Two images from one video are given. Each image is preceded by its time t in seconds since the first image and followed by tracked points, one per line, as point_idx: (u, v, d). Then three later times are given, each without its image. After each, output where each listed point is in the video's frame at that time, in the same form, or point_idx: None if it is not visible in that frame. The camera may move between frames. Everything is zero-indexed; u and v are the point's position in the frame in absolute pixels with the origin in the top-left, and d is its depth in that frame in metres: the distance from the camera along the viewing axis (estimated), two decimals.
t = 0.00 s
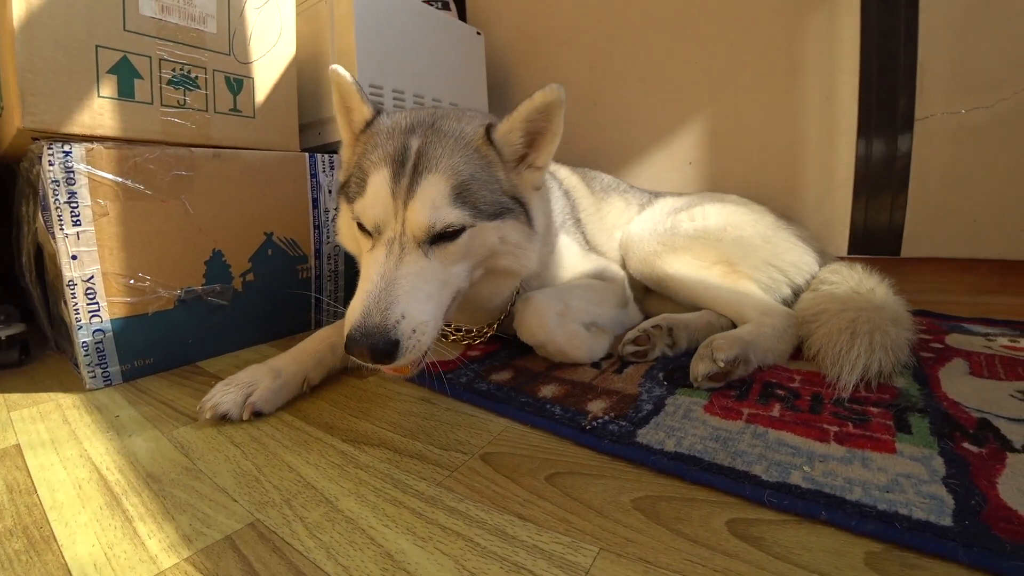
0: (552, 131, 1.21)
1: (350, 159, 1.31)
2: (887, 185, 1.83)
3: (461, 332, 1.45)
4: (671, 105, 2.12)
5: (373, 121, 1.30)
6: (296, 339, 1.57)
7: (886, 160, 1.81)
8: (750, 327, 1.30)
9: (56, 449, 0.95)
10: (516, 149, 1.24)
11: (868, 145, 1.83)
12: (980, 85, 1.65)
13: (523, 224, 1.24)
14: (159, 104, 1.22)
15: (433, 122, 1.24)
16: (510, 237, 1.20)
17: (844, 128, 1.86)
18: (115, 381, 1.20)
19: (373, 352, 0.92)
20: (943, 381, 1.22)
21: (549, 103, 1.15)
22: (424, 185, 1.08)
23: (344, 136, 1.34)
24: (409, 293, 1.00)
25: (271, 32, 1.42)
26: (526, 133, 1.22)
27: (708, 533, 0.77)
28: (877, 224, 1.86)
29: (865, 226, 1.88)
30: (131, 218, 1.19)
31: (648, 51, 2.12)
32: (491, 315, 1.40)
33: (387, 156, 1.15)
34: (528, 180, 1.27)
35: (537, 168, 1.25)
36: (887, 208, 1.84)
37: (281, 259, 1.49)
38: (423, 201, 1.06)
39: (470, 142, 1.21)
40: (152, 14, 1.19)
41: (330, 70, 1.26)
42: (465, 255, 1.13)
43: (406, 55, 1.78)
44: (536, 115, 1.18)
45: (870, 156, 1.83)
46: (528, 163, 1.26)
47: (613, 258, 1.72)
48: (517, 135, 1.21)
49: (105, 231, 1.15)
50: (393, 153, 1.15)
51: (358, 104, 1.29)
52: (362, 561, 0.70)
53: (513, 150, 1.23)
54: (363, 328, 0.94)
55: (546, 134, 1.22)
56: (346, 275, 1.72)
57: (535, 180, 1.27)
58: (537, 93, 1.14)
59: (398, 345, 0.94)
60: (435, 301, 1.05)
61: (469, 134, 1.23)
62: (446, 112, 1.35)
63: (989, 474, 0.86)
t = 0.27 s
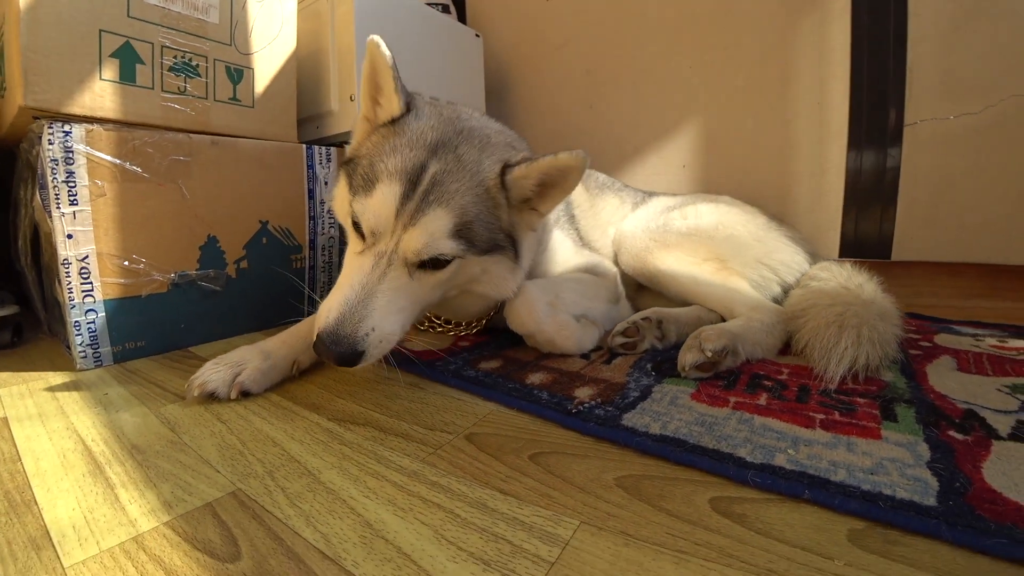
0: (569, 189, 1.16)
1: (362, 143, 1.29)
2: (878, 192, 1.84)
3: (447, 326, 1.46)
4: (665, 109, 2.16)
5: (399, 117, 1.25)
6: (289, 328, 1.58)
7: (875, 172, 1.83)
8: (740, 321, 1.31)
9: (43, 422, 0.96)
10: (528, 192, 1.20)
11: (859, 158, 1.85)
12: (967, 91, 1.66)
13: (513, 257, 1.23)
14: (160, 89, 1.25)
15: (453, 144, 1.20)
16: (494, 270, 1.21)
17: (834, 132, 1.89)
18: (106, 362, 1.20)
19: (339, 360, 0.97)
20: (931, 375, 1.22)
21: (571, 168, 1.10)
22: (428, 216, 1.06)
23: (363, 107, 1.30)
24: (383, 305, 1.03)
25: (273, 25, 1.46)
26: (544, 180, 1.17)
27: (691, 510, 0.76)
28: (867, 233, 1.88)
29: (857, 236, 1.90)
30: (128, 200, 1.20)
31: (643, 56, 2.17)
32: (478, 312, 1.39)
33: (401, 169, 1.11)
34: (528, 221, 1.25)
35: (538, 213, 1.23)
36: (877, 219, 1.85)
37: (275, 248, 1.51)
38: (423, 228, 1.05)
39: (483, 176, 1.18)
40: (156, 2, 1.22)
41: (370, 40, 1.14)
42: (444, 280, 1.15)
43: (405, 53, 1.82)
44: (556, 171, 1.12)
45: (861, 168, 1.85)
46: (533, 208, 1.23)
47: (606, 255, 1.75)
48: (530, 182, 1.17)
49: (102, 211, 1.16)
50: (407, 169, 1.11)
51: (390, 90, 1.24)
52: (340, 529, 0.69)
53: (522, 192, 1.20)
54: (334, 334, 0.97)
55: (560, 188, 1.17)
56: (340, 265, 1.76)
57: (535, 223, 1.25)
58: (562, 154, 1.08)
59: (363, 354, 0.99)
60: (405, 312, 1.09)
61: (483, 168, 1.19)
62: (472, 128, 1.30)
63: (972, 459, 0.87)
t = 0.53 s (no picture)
0: (562, 168, 1.15)
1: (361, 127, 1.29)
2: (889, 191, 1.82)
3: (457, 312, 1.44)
4: (677, 104, 2.15)
5: (396, 102, 1.26)
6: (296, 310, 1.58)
7: (887, 175, 1.82)
8: (750, 312, 1.30)
9: (51, 389, 0.96)
10: (521, 173, 1.18)
11: (872, 161, 1.84)
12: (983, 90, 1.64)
13: (508, 243, 1.22)
14: (175, 66, 1.25)
15: (447, 127, 1.19)
16: (489, 255, 1.20)
17: (847, 129, 1.87)
18: (115, 336, 1.20)
19: (327, 341, 0.94)
20: (943, 370, 1.20)
21: (561, 141, 1.08)
22: (416, 196, 1.05)
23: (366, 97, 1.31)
24: (370, 286, 1.01)
25: (288, 6, 1.46)
26: (537, 159, 1.16)
27: (701, 490, 0.75)
28: (877, 237, 1.88)
29: (867, 239, 1.89)
30: (141, 175, 1.20)
31: (655, 51, 2.16)
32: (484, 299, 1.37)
33: (392, 151, 1.11)
34: (523, 203, 1.23)
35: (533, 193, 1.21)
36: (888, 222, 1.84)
37: (285, 229, 1.51)
38: (409, 208, 1.04)
39: (475, 157, 1.17)
40: None
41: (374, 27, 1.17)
42: (437, 265, 1.13)
43: (418, 40, 1.82)
44: (549, 149, 1.12)
45: (873, 171, 1.84)
46: (528, 189, 1.22)
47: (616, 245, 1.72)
48: (522, 161, 1.15)
49: (115, 185, 1.17)
50: (396, 151, 1.10)
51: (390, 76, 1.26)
52: (347, 498, 0.68)
53: (515, 173, 1.18)
54: (320, 315, 0.96)
55: (554, 166, 1.16)
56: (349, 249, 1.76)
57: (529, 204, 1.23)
58: (550, 128, 1.06)
59: (350, 335, 0.96)
60: (396, 295, 1.06)
61: (476, 150, 1.18)
62: (469, 112, 1.29)
63: (986, 450, 0.85)
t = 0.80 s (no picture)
0: (579, 134, 1.14)
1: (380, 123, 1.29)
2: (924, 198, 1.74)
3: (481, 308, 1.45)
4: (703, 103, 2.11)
5: (408, 92, 1.26)
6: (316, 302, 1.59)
7: (920, 181, 1.74)
8: (776, 317, 1.26)
9: (77, 376, 0.98)
10: (539, 145, 1.18)
11: (905, 165, 1.76)
12: None
13: (537, 219, 1.22)
14: (204, 59, 1.27)
15: (457, 107, 1.18)
16: (520, 234, 1.20)
17: (881, 131, 1.81)
18: (139, 325, 1.23)
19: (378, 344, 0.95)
20: (978, 384, 1.15)
21: (577, 106, 1.07)
22: (442, 186, 1.05)
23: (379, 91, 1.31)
24: (411, 284, 1.02)
25: None
26: (554, 129, 1.16)
27: (724, 500, 0.73)
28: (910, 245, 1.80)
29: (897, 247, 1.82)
30: (168, 166, 1.22)
31: (682, 48, 2.13)
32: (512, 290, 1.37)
33: (410, 146, 1.11)
34: (546, 176, 1.22)
35: (555, 165, 1.20)
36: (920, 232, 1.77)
37: (308, 222, 1.52)
38: (437, 198, 1.05)
39: (491, 134, 1.16)
40: None
41: (379, 22, 1.15)
42: (473, 251, 1.14)
43: (444, 34, 1.81)
44: (565, 116, 1.11)
45: (906, 175, 1.76)
46: (548, 160, 1.20)
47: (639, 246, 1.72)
48: (540, 132, 1.15)
49: (143, 176, 1.18)
50: (415, 145, 1.10)
51: (401, 66, 1.25)
52: (366, 496, 0.68)
53: (535, 146, 1.17)
54: (368, 318, 0.97)
55: (571, 134, 1.15)
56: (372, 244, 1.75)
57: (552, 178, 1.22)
58: (565, 95, 1.06)
59: (399, 335, 0.97)
60: (437, 289, 1.07)
61: (490, 126, 1.17)
62: (479, 92, 1.28)
63: None
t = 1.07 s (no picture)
0: (607, 107, 1.16)
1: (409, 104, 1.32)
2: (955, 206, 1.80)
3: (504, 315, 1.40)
4: (729, 108, 2.07)
5: (442, 72, 1.31)
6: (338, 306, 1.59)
7: (958, 186, 1.79)
8: (805, 332, 1.23)
9: (105, 379, 0.99)
10: (567, 119, 1.21)
11: (939, 172, 1.78)
12: None
13: (563, 196, 1.20)
14: (232, 63, 1.27)
15: (491, 82, 1.23)
16: (545, 209, 1.16)
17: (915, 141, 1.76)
18: (165, 326, 1.24)
19: (387, 295, 0.90)
20: (1014, 407, 1.11)
21: (605, 76, 1.11)
22: (468, 140, 1.08)
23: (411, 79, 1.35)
24: (429, 240, 0.99)
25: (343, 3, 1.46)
26: (581, 103, 1.19)
27: (755, 528, 0.71)
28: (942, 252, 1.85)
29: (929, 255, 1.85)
30: (196, 169, 1.22)
31: (708, 52, 2.09)
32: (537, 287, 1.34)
33: (440, 107, 1.15)
34: (573, 155, 1.23)
35: (583, 144, 1.22)
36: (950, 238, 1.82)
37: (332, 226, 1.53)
38: (462, 152, 1.07)
39: (521, 105, 1.19)
40: None
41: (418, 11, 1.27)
42: (495, 217, 1.11)
43: (469, 37, 1.80)
44: (592, 90, 1.15)
45: (941, 182, 1.79)
46: (576, 138, 1.22)
47: (662, 255, 1.71)
48: (568, 105, 1.18)
49: (171, 179, 1.19)
50: (445, 106, 1.15)
51: (436, 53, 1.31)
52: (395, 515, 0.67)
53: (563, 120, 1.21)
54: (379, 267, 0.92)
55: (599, 108, 1.18)
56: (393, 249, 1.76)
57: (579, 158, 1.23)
58: (593, 64, 1.10)
59: (410, 291, 0.92)
60: (455, 254, 1.03)
61: (521, 99, 1.21)
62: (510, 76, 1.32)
63: None
